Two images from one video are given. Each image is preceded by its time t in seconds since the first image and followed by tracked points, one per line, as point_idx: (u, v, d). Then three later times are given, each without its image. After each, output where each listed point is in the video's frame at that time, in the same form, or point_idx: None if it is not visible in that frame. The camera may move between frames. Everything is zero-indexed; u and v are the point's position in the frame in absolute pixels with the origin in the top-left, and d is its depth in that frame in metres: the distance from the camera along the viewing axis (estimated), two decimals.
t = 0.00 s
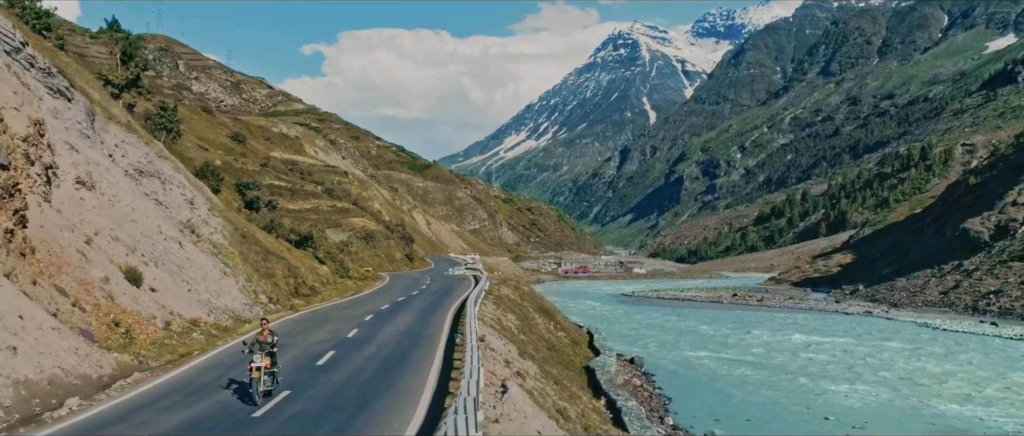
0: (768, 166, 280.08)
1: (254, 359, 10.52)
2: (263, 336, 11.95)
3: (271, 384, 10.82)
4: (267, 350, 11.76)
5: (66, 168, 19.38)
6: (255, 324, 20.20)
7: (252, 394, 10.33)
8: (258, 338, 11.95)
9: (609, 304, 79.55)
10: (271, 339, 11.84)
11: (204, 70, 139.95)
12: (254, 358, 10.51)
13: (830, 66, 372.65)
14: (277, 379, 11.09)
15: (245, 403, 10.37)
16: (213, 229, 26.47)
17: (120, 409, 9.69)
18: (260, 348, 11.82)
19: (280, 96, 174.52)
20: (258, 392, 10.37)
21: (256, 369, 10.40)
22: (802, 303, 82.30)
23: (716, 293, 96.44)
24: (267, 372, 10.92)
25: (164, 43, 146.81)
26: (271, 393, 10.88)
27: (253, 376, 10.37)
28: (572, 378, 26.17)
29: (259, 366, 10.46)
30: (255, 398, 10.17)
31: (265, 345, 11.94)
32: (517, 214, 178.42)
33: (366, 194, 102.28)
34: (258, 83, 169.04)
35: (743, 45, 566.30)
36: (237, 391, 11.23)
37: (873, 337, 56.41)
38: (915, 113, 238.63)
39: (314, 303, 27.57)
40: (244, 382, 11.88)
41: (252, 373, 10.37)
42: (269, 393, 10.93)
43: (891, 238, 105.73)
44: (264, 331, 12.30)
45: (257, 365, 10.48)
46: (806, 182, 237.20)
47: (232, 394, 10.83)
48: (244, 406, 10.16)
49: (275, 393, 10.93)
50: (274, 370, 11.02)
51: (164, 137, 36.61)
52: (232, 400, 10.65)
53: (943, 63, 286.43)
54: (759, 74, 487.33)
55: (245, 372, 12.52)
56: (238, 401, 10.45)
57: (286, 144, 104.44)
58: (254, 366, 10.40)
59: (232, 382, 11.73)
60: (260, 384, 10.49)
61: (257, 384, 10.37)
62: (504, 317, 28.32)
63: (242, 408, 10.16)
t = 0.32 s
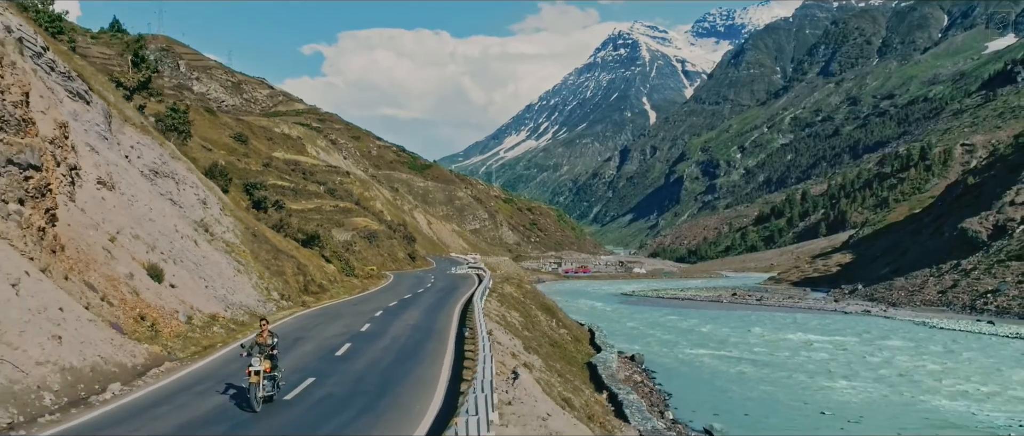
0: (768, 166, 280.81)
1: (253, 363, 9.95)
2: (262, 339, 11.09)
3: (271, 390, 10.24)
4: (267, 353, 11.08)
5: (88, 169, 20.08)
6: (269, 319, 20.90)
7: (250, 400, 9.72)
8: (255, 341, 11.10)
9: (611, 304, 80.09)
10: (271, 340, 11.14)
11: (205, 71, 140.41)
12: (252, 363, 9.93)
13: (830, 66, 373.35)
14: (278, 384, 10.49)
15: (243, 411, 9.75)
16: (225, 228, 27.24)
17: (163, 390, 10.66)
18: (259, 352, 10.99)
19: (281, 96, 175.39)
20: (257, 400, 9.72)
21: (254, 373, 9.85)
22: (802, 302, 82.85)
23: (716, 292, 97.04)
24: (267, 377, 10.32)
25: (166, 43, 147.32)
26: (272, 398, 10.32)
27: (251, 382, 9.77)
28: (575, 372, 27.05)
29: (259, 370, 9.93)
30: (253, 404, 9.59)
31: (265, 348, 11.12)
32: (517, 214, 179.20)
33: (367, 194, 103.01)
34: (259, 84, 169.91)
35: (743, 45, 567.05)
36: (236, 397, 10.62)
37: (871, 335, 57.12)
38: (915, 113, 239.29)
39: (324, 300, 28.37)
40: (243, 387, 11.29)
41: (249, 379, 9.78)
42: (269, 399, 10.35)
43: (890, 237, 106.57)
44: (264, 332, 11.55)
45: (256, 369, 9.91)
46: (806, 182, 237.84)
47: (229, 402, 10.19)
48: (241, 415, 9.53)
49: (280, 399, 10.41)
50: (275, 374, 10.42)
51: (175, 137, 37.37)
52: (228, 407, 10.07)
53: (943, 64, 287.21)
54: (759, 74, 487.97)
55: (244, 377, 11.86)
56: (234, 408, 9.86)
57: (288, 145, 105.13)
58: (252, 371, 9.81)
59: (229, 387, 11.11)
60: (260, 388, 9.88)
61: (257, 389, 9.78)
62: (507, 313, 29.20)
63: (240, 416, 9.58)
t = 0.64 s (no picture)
0: (768, 166, 281.43)
1: (244, 366, 9.51)
2: (255, 339, 10.34)
3: (264, 395, 9.77)
4: (260, 353, 10.42)
5: (107, 169, 20.80)
6: (281, 315, 21.56)
7: (241, 405, 9.24)
8: (247, 340, 10.45)
9: (612, 303, 80.63)
10: (264, 339, 10.47)
11: (206, 71, 140.93)
12: (243, 365, 9.53)
13: (830, 66, 373.82)
14: (271, 388, 10.07)
15: (234, 418, 9.27)
16: (236, 227, 27.95)
17: (188, 380, 11.17)
18: (251, 353, 10.24)
19: (282, 96, 176.04)
20: (247, 405, 9.22)
21: (246, 377, 9.48)
22: (801, 302, 83.34)
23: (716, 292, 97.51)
24: (259, 380, 9.84)
25: (167, 44, 147.81)
26: (266, 404, 9.93)
27: (241, 387, 9.33)
28: (578, 367, 27.96)
29: (251, 373, 9.56)
30: (243, 410, 9.08)
31: (258, 349, 10.43)
32: (517, 214, 179.85)
33: (368, 194, 103.59)
34: (260, 84, 170.58)
35: (743, 45, 567.61)
36: (226, 402, 10.10)
37: (869, 334, 57.78)
38: (914, 113, 239.90)
39: (332, 296, 29.10)
40: (234, 391, 10.73)
41: (240, 383, 9.42)
42: (263, 404, 9.93)
43: (889, 237, 107.27)
44: (256, 331, 10.87)
45: (247, 373, 9.50)
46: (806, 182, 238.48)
47: (217, 406, 9.73)
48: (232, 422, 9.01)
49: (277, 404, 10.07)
50: (268, 377, 9.99)
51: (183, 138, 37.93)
52: (217, 410, 9.67)
53: (943, 63, 287.80)
54: (759, 74, 488.61)
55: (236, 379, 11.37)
56: (222, 414, 9.40)
57: (290, 145, 105.76)
58: (244, 374, 9.41)
59: (220, 392, 10.55)
60: (250, 392, 9.43)
61: (248, 394, 9.32)
62: (511, 310, 30.10)
63: (230, 422, 9.10)
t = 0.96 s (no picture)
0: (768, 166, 282.14)
1: (225, 369, 9.07)
2: (238, 340, 9.86)
3: (249, 400, 9.34)
4: (245, 354, 9.93)
5: (123, 169, 21.50)
6: (291, 310, 22.23)
7: (223, 412, 8.75)
8: (229, 340, 9.94)
9: (613, 302, 81.20)
10: (248, 339, 10.02)
11: (208, 71, 141.57)
12: (224, 369, 9.05)
13: (831, 66, 374.23)
14: (258, 392, 9.70)
15: (215, 424, 8.78)
16: (246, 226, 28.67)
17: (208, 369, 11.79)
18: (233, 355, 9.70)
19: (284, 95, 176.92)
20: (229, 412, 8.69)
21: (227, 380, 9.08)
22: (801, 301, 83.87)
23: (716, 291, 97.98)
24: (241, 383, 9.36)
25: (169, 44, 148.44)
26: (251, 409, 9.52)
27: (223, 391, 8.91)
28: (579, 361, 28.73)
29: (233, 376, 9.15)
30: (225, 419, 8.61)
31: (242, 348, 9.97)
32: (518, 214, 180.65)
33: (370, 194, 104.35)
34: (262, 84, 171.30)
35: (744, 45, 568.16)
36: (208, 406, 9.57)
37: (867, 332, 58.48)
38: (915, 113, 240.41)
39: (338, 293, 29.85)
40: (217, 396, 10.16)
41: (222, 386, 8.97)
42: (249, 409, 9.54)
43: (889, 236, 107.85)
44: (242, 330, 10.37)
45: (229, 376, 9.07)
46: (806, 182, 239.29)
47: (198, 412, 9.17)
48: (212, 431, 8.46)
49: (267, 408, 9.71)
50: (253, 379, 9.58)
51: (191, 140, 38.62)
52: (196, 416, 9.16)
53: (943, 63, 288.33)
54: (760, 74, 489.13)
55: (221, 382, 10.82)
56: (202, 419, 8.90)
57: (292, 145, 106.47)
58: (224, 377, 8.96)
59: (203, 396, 9.98)
60: (234, 397, 9.02)
61: (230, 400, 8.83)
62: (515, 306, 30.93)
63: (210, 428, 8.62)
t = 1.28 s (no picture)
0: (769, 166, 282.80)
1: (194, 372, 8.62)
2: (209, 341, 9.33)
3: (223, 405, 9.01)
4: (216, 356, 9.47)
5: (138, 170, 22.23)
6: (300, 306, 22.99)
7: (191, 421, 8.30)
8: (200, 339, 9.45)
9: (614, 302, 81.80)
10: (220, 337, 9.56)
11: (209, 71, 142.22)
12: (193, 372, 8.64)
13: (832, 66, 374.90)
14: (234, 397, 9.32)
15: (181, 432, 8.34)
16: (255, 224, 29.43)
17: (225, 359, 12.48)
18: (203, 357, 9.21)
19: (286, 96, 177.77)
20: (198, 417, 8.27)
21: (196, 384, 8.69)
22: (801, 301, 84.43)
23: (716, 291, 98.65)
24: (212, 386, 8.95)
25: (171, 45, 149.16)
26: (225, 414, 9.17)
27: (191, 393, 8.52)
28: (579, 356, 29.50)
29: (202, 379, 8.77)
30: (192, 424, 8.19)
31: (212, 350, 9.48)
32: (519, 214, 181.39)
33: (371, 194, 104.97)
34: (263, 85, 172.03)
35: (745, 44, 568.87)
36: (179, 412, 9.04)
37: (866, 330, 59.10)
38: (915, 113, 240.97)
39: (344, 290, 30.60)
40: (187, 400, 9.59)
41: (189, 391, 8.54)
42: (225, 414, 9.22)
43: (889, 236, 108.42)
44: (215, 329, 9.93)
45: (198, 378, 8.70)
46: (807, 182, 239.99)
47: (166, 418, 8.73)
48: None
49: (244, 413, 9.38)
50: (225, 383, 9.17)
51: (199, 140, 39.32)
52: (166, 421, 8.76)
53: (944, 63, 288.95)
54: (761, 74, 489.80)
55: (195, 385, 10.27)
56: (169, 426, 8.48)
57: (295, 146, 107.13)
58: (193, 381, 8.55)
59: (175, 401, 9.42)
60: (204, 402, 8.63)
61: (198, 404, 8.42)
62: (517, 303, 31.70)
63: None
